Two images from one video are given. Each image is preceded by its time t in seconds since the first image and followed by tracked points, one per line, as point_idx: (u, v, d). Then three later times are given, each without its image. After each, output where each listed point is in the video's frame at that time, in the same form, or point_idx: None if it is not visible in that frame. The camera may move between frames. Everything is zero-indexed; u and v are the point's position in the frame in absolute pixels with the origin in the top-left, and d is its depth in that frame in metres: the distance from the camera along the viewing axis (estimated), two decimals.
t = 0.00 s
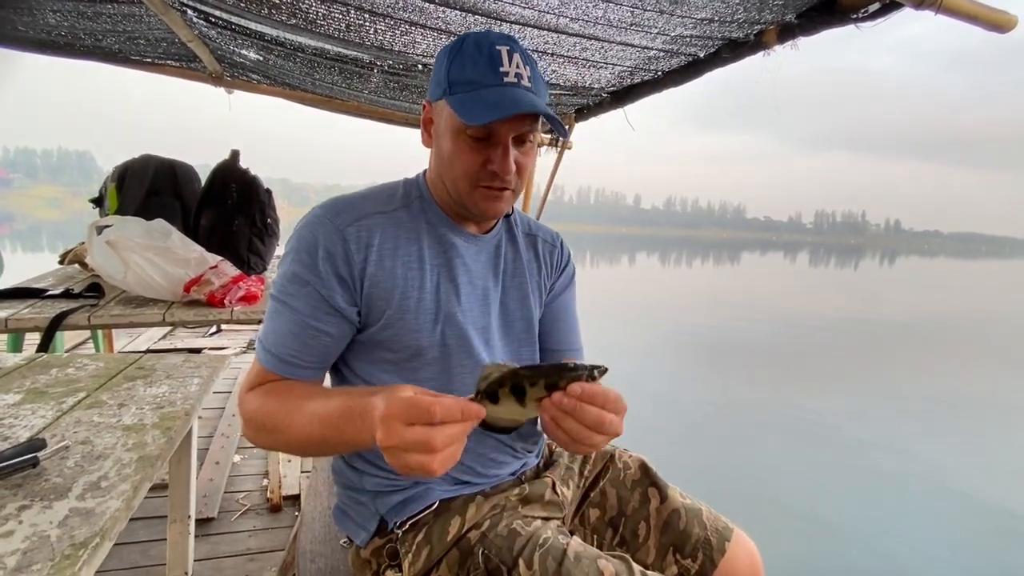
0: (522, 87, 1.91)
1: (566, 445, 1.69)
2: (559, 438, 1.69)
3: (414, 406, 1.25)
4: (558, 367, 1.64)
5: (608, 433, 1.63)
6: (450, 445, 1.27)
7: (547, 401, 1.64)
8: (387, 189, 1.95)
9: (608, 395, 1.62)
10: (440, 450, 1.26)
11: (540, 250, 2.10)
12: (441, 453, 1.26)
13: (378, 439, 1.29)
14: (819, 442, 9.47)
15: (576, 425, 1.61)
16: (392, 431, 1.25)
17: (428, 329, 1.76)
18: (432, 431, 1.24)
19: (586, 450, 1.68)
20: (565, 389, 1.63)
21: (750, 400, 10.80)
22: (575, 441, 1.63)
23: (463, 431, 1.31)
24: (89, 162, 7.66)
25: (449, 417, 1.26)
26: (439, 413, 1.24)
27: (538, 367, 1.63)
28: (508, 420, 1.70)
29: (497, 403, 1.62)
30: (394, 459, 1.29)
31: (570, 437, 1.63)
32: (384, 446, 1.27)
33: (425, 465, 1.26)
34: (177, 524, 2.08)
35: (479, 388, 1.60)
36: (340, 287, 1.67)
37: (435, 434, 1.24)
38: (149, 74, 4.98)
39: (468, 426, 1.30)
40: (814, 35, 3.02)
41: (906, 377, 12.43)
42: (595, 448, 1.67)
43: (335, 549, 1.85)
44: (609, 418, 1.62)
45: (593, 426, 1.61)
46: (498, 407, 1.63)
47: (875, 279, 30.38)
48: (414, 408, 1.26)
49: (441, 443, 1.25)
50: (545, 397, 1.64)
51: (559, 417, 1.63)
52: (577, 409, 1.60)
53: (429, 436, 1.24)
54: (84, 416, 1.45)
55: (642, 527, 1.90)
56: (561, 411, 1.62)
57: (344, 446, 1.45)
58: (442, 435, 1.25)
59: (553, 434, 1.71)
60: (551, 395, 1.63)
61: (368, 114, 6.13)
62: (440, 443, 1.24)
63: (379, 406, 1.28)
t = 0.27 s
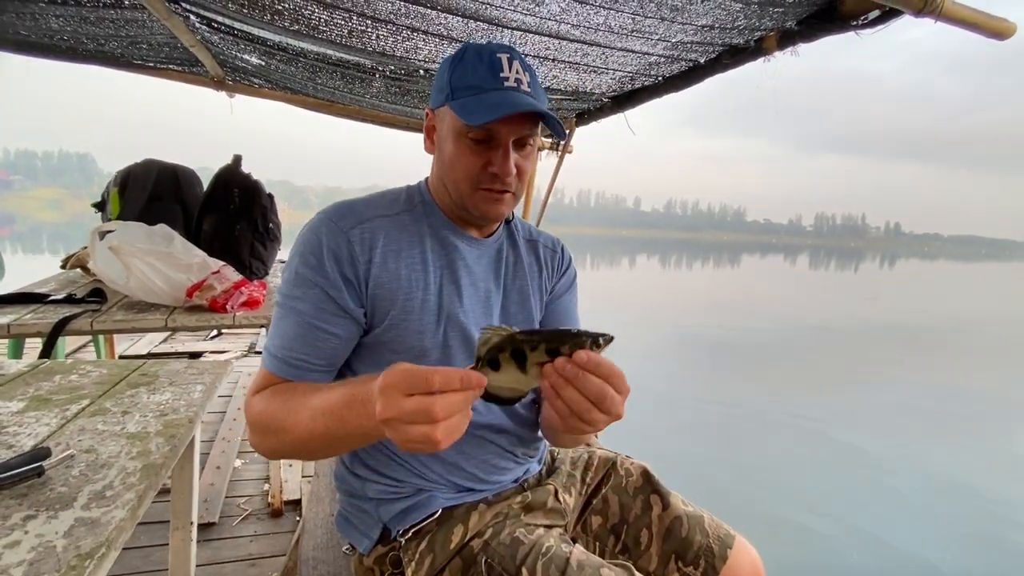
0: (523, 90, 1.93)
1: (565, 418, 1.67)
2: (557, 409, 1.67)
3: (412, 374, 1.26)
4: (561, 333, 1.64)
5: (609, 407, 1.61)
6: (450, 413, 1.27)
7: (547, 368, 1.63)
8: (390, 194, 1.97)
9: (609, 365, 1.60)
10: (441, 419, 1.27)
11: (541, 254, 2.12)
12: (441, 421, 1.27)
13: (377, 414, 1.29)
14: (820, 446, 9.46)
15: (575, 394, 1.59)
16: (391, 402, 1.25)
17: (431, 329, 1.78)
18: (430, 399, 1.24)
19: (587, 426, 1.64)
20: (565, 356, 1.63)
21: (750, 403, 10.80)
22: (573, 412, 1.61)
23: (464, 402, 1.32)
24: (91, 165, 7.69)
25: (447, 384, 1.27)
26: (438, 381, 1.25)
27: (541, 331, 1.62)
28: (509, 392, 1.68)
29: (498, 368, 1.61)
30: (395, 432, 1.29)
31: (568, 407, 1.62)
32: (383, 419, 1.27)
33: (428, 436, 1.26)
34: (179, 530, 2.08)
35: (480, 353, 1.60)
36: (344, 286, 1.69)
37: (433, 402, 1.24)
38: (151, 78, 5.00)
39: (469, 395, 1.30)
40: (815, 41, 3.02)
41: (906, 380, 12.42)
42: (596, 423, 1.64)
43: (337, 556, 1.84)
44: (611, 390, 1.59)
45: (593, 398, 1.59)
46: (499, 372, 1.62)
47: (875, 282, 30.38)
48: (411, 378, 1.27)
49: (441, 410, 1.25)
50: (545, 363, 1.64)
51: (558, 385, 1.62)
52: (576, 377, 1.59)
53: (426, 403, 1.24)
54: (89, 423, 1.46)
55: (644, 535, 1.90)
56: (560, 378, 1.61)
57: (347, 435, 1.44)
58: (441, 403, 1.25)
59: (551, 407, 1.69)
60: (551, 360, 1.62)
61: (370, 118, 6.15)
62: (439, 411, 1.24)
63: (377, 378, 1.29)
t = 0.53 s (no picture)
0: (524, 95, 1.94)
1: (566, 391, 1.61)
2: (557, 380, 1.61)
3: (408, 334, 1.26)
4: (570, 297, 1.61)
5: (615, 383, 1.56)
6: (449, 373, 1.26)
7: (554, 335, 1.56)
8: (394, 200, 2.00)
9: (618, 338, 1.55)
10: (440, 379, 1.25)
11: (543, 259, 2.15)
12: (440, 380, 1.25)
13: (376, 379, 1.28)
14: (821, 451, 9.43)
15: (580, 364, 1.54)
16: (388, 362, 1.25)
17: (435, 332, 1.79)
18: (426, 356, 1.24)
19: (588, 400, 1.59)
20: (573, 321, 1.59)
21: (751, 407, 10.78)
22: (575, 383, 1.56)
23: (465, 364, 1.30)
24: (92, 168, 7.70)
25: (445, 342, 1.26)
26: (435, 339, 1.25)
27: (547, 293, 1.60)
28: (512, 358, 1.67)
29: (499, 328, 1.62)
30: (396, 398, 1.27)
31: (571, 379, 1.56)
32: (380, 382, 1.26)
33: (428, 396, 1.25)
34: (179, 537, 2.07)
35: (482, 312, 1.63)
36: (350, 287, 1.71)
37: (430, 358, 1.23)
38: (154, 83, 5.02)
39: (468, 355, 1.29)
40: (816, 48, 3.03)
41: (908, 384, 12.38)
42: (597, 399, 1.58)
43: (337, 564, 1.84)
44: (618, 364, 1.54)
45: (599, 370, 1.54)
46: (501, 333, 1.62)
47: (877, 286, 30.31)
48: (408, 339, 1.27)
49: (439, 367, 1.24)
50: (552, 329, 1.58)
51: (563, 353, 1.56)
52: (583, 347, 1.54)
53: (423, 359, 1.23)
54: (89, 431, 1.45)
55: (646, 544, 1.90)
56: (566, 347, 1.56)
57: (351, 421, 1.42)
58: (439, 360, 1.24)
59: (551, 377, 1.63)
60: (559, 327, 1.55)
61: (371, 122, 6.17)
62: (437, 368, 1.23)
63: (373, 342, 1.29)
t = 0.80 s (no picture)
0: (521, 98, 2.10)
1: (565, 352, 1.58)
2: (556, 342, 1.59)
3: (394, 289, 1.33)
4: (572, 251, 1.62)
5: (617, 345, 1.54)
6: (435, 323, 1.30)
7: (555, 291, 1.54)
8: (396, 209, 2.16)
9: (622, 298, 1.52)
10: (428, 329, 1.30)
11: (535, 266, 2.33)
12: (427, 330, 1.29)
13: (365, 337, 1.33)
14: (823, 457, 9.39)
15: (581, 322, 1.53)
16: (375, 315, 1.30)
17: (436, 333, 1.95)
18: (412, 305, 1.29)
19: (587, 361, 1.57)
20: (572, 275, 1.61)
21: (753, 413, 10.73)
22: (576, 341, 1.54)
23: (456, 317, 1.32)
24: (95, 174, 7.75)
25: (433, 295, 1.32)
26: (423, 291, 1.29)
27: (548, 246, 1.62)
28: (508, 315, 1.67)
29: (496, 282, 1.62)
30: (386, 353, 1.32)
31: (571, 337, 1.54)
32: (369, 337, 1.31)
33: (417, 345, 1.29)
34: (178, 544, 2.07)
35: (478, 266, 1.62)
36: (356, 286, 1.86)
37: (415, 307, 1.29)
38: (158, 89, 5.05)
39: (458, 308, 1.33)
40: (816, 56, 3.04)
41: (912, 391, 12.32)
42: (597, 360, 1.56)
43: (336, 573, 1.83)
44: (621, 325, 1.52)
45: (601, 329, 1.52)
46: (498, 287, 1.62)
47: (880, 291, 30.22)
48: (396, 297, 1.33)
49: (425, 316, 1.29)
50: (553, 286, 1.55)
51: (563, 311, 1.53)
52: (586, 305, 1.51)
53: (408, 307, 1.28)
54: (89, 439, 1.45)
55: (647, 553, 1.89)
56: (567, 304, 1.53)
57: (347, 400, 1.44)
58: (424, 309, 1.29)
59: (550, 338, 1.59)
60: (562, 283, 1.52)
61: (373, 128, 6.21)
62: (422, 316, 1.28)
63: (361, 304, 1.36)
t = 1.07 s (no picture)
0: (518, 104, 2.14)
1: (567, 351, 1.54)
2: (559, 343, 1.54)
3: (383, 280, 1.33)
4: (577, 244, 1.60)
5: (623, 348, 1.48)
6: (425, 311, 1.29)
7: (558, 287, 1.49)
8: (397, 222, 2.20)
9: (632, 297, 1.46)
10: (417, 319, 1.29)
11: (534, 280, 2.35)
12: (415, 319, 1.29)
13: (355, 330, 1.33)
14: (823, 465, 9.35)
15: (584, 321, 1.48)
16: (363, 306, 1.30)
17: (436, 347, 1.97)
18: (400, 294, 1.29)
19: (589, 363, 1.52)
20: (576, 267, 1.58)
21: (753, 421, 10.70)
22: (580, 341, 1.49)
23: (447, 306, 1.32)
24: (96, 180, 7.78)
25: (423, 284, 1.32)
26: (411, 279, 1.30)
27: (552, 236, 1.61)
28: (509, 309, 1.64)
29: (495, 271, 1.61)
30: (375, 345, 1.31)
31: (573, 336, 1.49)
32: (357, 329, 1.31)
33: (405, 334, 1.29)
34: (174, 558, 2.07)
35: (479, 255, 1.62)
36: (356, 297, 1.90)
37: (403, 295, 1.29)
38: (161, 98, 5.08)
39: (450, 296, 1.32)
40: (814, 69, 3.05)
41: (914, 398, 12.26)
42: (600, 363, 1.51)
43: None
44: (628, 327, 1.46)
45: (605, 329, 1.46)
46: (497, 277, 1.61)
47: (882, 299, 30.16)
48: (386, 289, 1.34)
49: (414, 304, 1.28)
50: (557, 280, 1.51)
51: (566, 308, 1.48)
52: (591, 303, 1.45)
53: (396, 296, 1.29)
54: (86, 453, 1.45)
55: (647, 569, 1.89)
56: (571, 302, 1.48)
57: (342, 400, 1.43)
58: (412, 296, 1.29)
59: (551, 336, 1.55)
60: (566, 277, 1.47)
61: (374, 137, 6.24)
62: (410, 304, 1.28)
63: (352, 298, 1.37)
